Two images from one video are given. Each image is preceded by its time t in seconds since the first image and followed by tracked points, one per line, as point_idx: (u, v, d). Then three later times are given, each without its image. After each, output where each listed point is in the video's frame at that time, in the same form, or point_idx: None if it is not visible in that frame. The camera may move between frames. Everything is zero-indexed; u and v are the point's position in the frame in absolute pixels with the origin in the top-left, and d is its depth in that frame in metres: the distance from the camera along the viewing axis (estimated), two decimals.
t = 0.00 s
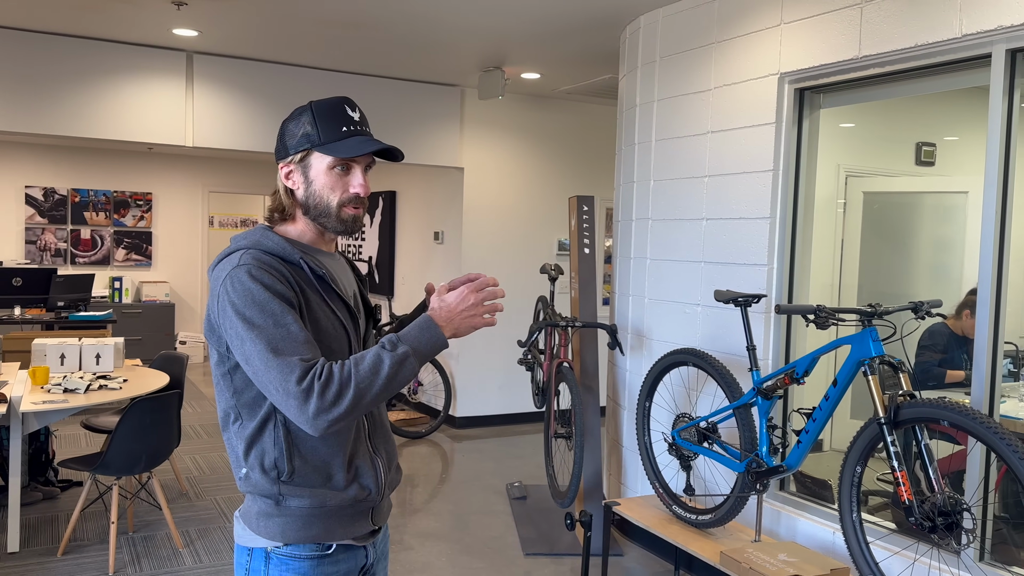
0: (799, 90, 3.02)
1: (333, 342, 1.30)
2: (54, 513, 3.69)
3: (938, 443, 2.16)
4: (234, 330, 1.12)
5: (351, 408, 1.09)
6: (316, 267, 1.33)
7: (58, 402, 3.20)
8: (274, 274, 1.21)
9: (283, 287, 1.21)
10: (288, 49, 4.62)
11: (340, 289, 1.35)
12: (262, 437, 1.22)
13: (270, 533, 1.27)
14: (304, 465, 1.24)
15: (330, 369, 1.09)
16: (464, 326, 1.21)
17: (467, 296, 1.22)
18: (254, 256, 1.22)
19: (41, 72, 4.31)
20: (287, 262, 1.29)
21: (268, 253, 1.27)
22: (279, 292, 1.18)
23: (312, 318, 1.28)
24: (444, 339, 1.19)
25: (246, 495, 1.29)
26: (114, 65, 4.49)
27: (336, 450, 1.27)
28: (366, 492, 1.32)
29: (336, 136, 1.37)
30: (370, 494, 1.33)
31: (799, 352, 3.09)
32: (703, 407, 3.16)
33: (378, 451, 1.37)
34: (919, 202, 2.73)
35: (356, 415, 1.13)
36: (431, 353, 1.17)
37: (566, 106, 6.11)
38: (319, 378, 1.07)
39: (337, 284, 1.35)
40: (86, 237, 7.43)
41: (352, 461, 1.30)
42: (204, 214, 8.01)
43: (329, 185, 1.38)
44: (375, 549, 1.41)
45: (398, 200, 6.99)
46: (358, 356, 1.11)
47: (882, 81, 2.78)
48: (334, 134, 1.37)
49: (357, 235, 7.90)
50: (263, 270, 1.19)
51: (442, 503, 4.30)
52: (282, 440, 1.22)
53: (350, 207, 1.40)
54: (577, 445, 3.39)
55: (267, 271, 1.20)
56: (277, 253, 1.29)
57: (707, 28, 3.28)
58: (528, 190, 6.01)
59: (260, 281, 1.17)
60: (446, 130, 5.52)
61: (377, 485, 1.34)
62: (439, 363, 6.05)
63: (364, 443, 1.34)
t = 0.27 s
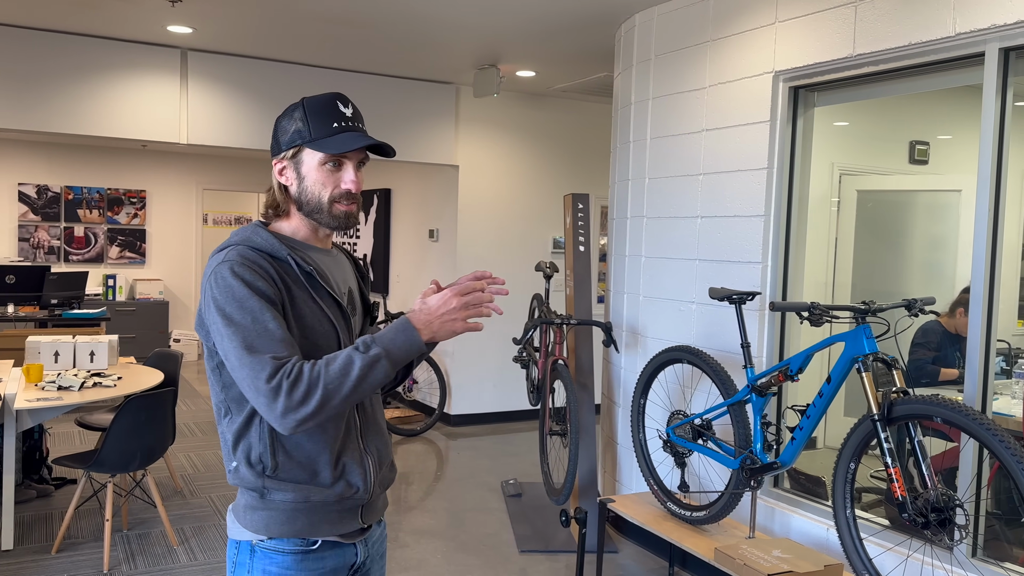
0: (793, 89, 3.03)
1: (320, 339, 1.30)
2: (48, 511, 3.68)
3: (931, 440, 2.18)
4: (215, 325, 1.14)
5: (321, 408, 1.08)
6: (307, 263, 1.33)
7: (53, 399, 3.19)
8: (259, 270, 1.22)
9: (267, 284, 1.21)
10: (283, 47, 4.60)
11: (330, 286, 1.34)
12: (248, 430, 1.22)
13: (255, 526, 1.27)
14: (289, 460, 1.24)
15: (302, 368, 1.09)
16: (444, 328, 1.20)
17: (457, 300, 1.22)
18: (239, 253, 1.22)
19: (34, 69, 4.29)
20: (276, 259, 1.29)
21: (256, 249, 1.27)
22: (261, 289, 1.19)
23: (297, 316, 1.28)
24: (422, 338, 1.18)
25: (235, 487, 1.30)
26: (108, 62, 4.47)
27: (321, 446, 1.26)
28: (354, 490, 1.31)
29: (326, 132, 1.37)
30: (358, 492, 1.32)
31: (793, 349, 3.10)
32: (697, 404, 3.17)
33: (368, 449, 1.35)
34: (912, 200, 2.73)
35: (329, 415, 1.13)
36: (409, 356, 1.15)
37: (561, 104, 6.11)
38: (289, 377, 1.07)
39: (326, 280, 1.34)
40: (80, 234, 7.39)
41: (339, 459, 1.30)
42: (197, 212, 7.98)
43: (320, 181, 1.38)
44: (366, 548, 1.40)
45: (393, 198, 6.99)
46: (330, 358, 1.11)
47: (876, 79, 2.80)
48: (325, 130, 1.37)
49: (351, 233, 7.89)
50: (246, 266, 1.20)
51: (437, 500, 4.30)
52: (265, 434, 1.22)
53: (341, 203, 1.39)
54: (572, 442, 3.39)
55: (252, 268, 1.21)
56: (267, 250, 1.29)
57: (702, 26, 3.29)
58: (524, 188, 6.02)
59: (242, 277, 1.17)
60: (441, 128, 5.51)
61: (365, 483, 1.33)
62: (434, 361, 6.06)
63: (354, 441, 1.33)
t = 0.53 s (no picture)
0: (788, 87, 3.04)
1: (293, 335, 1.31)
2: (42, 509, 3.66)
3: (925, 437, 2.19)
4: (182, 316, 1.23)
5: (236, 409, 1.10)
6: (288, 260, 1.35)
7: (46, 397, 3.18)
8: (231, 265, 1.27)
9: (236, 279, 1.26)
10: (278, 44, 4.59)
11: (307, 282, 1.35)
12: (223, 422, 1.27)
13: (226, 516, 1.31)
14: (259, 455, 1.27)
15: (225, 367, 1.12)
16: (374, 336, 1.09)
17: (390, 305, 1.09)
18: (218, 247, 1.29)
19: (27, 66, 4.27)
20: (259, 255, 1.34)
21: (240, 244, 1.33)
22: (225, 282, 1.24)
23: (270, 313, 1.30)
24: (348, 345, 1.09)
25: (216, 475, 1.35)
26: (102, 58, 4.45)
27: (293, 444, 1.28)
28: (327, 489, 1.31)
29: (313, 125, 1.36)
30: (331, 493, 1.32)
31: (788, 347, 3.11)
32: (692, 402, 3.18)
33: (347, 451, 1.34)
34: (906, 199, 2.74)
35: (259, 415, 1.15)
36: (329, 365, 1.10)
37: (556, 101, 6.11)
38: (211, 373, 1.12)
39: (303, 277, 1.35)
40: (74, 232, 7.36)
41: (312, 458, 1.30)
42: (192, 209, 7.94)
43: (310, 174, 1.38)
44: (345, 549, 1.39)
45: (389, 196, 6.98)
46: (252, 359, 1.11)
47: (871, 77, 2.80)
48: (313, 123, 1.36)
49: (347, 231, 7.87)
50: (219, 260, 1.26)
51: (433, 498, 4.30)
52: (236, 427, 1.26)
53: (330, 196, 1.38)
54: (567, 440, 3.40)
55: (226, 263, 1.27)
56: (252, 245, 1.35)
57: (698, 24, 3.29)
58: (519, 186, 6.02)
59: (210, 271, 1.24)
60: (436, 125, 5.50)
61: (340, 484, 1.33)
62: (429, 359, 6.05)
63: (331, 442, 1.32)
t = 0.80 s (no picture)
0: (785, 86, 3.04)
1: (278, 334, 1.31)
2: (38, 508, 3.66)
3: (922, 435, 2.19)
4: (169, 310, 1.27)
5: (200, 405, 1.14)
6: (276, 257, 1.35)
7: (42, 395, 3.17)
8: (218, 261, 1.29)
9: (223, 276, 1.28)
10: (274, 42, 4.58)
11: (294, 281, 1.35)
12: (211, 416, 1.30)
13: (211, 508, 1.33)
14: (242, 450, 1.29)
15: (193, 363, 1.16)
16: (331, 334, 1.09)
17: (348, 304, 1.08)
18: (209, 242, 1.31)
19: (23, 64, 4.26)
20: (250, 252, 1.35)
21: (232, 241, 1.34)
22: (211, 279, 1.26)
23: (257, 311, 1.31)
24: (305, 343, 1.10)
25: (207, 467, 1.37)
26: (97, 56, 4.43)
27: (274, 443, 1.28)
28: (309, 488, 1.31)
29: (306, 122, 1.36)
30: (312, 493, 1.31)
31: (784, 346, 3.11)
32: (689, 400, 3.18)
33: (331, 451, 1.33)
34: (902, 198, 2.75)
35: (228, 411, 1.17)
36: (286, 363, 1.10)
37: (554, 100, 6.11)
38: (180, 368, 1.16)
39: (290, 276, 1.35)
40: (69, 230, 7.34)
41: (293, 457, 1.30)
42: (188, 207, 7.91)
43: (302, 171, 1.38)
44: (330, 549, 1.38)
45: (386, 194, 6.97)
46: (217, 356, 1.14)
47: (867, 76, 2.81)
48: (305, 120, 1.36)
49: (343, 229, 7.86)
50: (207, 257, 1.28)
51: (429, 496, 4.30)
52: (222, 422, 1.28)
53: (320, 194, 1.37)
54: (564, 438, 3.40)
55: (214, 259, 1.29)
56: (245, 242, 1.36)
57: (695, 23, 3.29)
58: (516, 184, 6.01)
59: (197, 266, 1.26)
60: (433, 124, 5.50)
61: (322, 483, 1.32)
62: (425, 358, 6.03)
63: (314, 442, 1.32)
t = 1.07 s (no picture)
0: (783, 85, 3.04)
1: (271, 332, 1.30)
2: (34, 507, 3.65)
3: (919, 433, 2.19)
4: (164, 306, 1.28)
5: (176, 404, 1.15)
6: (270, 253, 1.34)
7: (39, 393, 3.17)
8: (211, 257, 1.29)
9: (215, 272, 1.28)
10: (271, 39, 4.57)
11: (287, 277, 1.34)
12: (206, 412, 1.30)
13: (205, 504, 1.33)
14: (235, 447, 1.29)
15: (170, 363, 1.18)
16: (287, 322, 1.07)
17: (299, 288, 1.06)
18: (203, 239, 1.31)
19: (18, 61, 4.24)
20: (245, 248, 1.34)
21: (227, 237, 1.34)
22: (202, 276, 1.26)
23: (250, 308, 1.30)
24: (264, 335, 1.09)
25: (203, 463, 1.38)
26: (94, 53, 4.42)
27: (267, 440, 1.28)
28: (301, 486, 1.31)
29: (303, 117, 1.35)
30: (304, 491, 1.31)
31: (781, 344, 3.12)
32: (686, 399, 3.19)
33: (324, 449, 1.32)
34: (899, 196, 2.75)
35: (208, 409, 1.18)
36: (246, 357, 1.09)
37: (551, 99, 6.10)
38: (160, 368, 1.19)
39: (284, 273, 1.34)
40: (65, 228, 7.33)
41: (286, 455, 1.30)
42: (184, 206, 7.90)
43: (297, 164, 1.38)
44: (323, 549, 1.37)
45: (383, 193, 6.96)
46: (188, 353, 1.15)
47: (865, 75, 2.80)
48: (302, 113, 1.36)
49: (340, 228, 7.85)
50: (201, 253, 1.28)
51: (426, 494, 4.30)
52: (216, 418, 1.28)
53: (313, 186, 1.36)
54: (562, 436, 3.40)
55: (207, 255, 1.28)
56: (240, 239, 1.35)
57: (693, 22, 3.29)
58: (513, 183, 6.01)
59: (189, 263, 1.26)
60: (430, 122, 5.50)
61: (315, 482, 1.32)
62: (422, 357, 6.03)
63: (307, 440, 1.31)
